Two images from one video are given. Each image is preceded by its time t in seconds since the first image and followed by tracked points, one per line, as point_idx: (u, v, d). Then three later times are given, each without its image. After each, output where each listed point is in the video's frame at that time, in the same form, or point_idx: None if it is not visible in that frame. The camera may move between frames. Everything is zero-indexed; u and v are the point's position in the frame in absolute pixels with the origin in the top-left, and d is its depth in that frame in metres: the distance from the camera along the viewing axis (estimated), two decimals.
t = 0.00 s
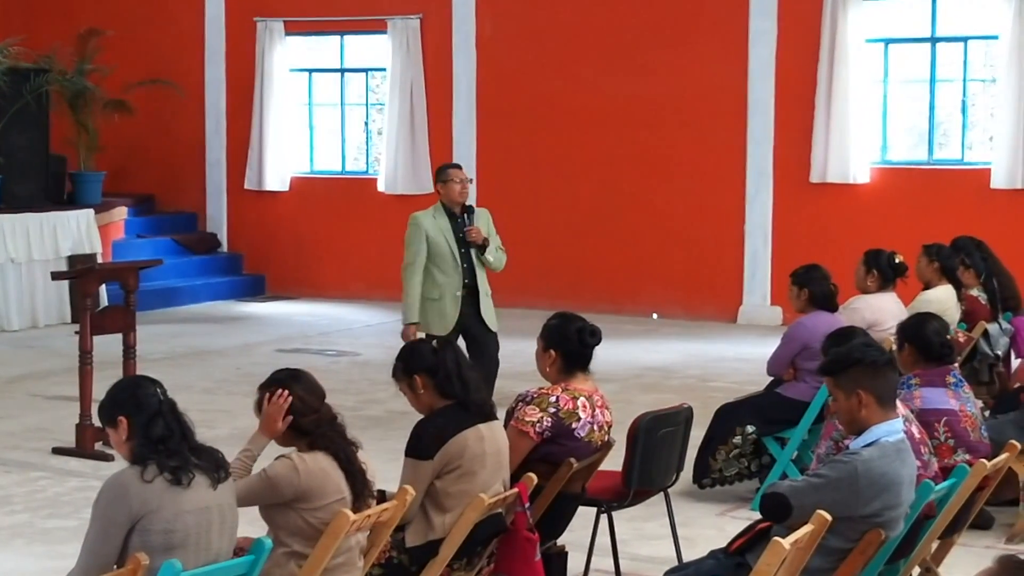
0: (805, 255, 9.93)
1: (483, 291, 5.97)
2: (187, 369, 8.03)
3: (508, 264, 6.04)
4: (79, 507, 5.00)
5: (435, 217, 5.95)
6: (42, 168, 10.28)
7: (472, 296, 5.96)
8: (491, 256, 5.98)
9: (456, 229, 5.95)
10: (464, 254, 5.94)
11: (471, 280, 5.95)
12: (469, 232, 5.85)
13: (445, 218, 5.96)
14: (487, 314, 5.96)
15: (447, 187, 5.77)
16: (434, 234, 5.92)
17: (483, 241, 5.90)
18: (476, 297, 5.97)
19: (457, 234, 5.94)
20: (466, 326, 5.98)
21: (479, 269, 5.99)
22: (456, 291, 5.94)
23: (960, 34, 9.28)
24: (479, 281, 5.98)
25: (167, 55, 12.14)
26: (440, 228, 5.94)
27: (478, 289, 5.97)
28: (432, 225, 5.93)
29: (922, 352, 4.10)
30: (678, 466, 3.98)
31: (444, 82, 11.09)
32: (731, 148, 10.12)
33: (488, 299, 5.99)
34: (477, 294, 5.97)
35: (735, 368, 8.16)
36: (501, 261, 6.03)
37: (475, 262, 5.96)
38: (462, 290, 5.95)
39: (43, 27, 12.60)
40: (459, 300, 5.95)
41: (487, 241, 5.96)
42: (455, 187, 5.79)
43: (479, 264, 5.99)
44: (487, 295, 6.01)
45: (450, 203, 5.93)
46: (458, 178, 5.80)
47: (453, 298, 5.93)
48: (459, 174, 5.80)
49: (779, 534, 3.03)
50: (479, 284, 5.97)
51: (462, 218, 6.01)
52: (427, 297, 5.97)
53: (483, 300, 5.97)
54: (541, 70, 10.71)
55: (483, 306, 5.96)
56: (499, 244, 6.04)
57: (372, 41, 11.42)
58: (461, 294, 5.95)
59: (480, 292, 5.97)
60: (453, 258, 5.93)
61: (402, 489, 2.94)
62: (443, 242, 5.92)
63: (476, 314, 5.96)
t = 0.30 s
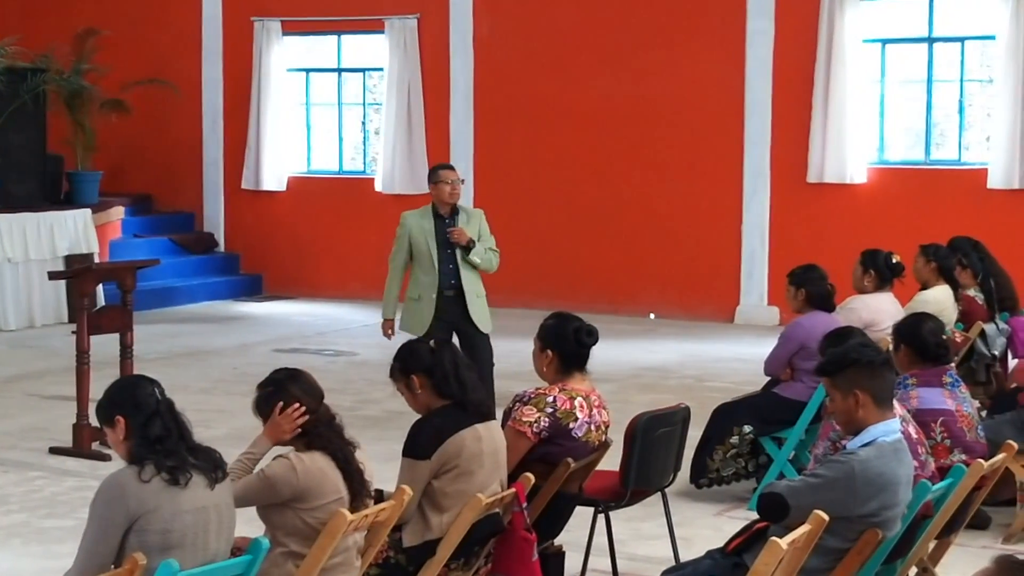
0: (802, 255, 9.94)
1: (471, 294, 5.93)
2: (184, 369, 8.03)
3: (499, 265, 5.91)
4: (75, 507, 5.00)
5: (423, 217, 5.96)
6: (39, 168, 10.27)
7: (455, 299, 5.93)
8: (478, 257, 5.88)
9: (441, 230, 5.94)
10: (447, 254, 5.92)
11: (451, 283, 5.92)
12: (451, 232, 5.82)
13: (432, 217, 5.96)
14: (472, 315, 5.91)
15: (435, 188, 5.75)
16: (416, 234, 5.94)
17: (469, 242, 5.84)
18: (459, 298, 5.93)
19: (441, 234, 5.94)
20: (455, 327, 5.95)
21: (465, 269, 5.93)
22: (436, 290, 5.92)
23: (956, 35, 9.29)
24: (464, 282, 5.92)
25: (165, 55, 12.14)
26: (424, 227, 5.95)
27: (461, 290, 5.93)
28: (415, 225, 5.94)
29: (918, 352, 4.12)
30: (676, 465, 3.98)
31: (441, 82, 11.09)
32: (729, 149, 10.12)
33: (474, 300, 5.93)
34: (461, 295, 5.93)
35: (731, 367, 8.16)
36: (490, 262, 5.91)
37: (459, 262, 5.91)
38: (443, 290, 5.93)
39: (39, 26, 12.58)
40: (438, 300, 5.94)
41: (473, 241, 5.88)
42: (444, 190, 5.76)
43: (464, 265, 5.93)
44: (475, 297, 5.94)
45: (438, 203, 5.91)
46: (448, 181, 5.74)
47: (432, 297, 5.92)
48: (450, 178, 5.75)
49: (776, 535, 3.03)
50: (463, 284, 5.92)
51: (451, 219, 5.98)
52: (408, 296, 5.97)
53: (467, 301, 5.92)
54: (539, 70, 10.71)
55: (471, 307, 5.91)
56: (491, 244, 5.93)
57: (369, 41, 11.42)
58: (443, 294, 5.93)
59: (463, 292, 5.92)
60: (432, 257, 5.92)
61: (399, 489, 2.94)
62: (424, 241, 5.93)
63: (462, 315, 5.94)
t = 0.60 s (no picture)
0: (799, 255, 9.94)
1: (460, 294, 5.92)
2: (180, 368, 8.02)
3: (492, 267, 5.90)
4: (71, 506, 5.00)
5: (419, 218, 5.95)
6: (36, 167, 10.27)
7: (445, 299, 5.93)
8: (469, 258, 5.88)
9: (435, 230, 5.93)
10: (439, 254, 5.91)
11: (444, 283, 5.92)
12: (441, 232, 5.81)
13: (427, 217, 5.95)
14: (461, 316, 5.92)
15: (428, 189, 5.74)
16: (412, 233, 5.93)
17: (459, 244, 5.82)
18: (450, 299, 5.92)
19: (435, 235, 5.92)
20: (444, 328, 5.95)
21: (456, 270, 5.93)
22: (427, 289, 5.93)
23: (954, 34, 9.29)
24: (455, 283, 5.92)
25: (161, 54, 12.14)
26: (420, 227, 5.94)
27: (452, 290, 5.92)
28: (411, 224, 5.94)
29: (914, 353, 4.12)
30: (673, 465, 3.98)
31: (438, 82, 11.08)
32: (726, 148, 10.12)
33: (464, 302, 5.92)
34: (451, 295, 5.92)
35: (727, 367, 8.16)
36: (482, 264, 5.91)
37: (450, 263, 5.91)
38: (435, 290, 5.93)
39: (34, 25, 12.57)
40: (430, 300, 5.94)
41: (464, 242, 5.86)
42: (437, 191, 5.74)
43: (456, 266, 5.93)
44: (465, 298, 5.94)
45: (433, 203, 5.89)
46: (441, 181, 5.73)
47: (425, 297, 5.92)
48: (443, 178, 5.74)
49: (773, 534, 3.03)
50: (454, 285, 5.92)
51: (446, 219, 5.97)
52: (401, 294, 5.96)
53: (457, 303, 5.92)
54: (536, 70, 10.71)
55: (460, 309, 5.92)
56: (484, 246, 5.92)
57: (366, 40, 11.42)
58: (435, 294, 5.93)
59: (454, 293, 5.91)
60: (426, 258, 5.91)
61: (396, 489, 2.95)
62: (419, 241, 5.91)
63: (451, 314, 5.94)
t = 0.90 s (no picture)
0: (799, 255, 9.93)
1: (460, 298, 5.94)
2: (179, 368, 8.02)
3: (493, 272, 5.91)
4: (70, 506, 5.00)
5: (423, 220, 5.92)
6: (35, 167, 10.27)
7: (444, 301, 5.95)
8: (471, 263, 5.90)
9: (438, 234, 5.91)
10: (440, 258, 5.90)
11: (443, 286, 5.93)
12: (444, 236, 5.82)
13: (430, 220, 5.93)
14: (458, 320, 5.94)
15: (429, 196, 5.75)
16: (415, 235, 5.92)
17: (462, 248, 5.85)
18: (448, 302, 5.95)
19: (437, 239, 5.90)
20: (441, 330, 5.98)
21: (456, 274, 5.93)
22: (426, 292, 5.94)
23: (953, 35, 9.30)
24: (456, 287, 5.93)
25: (161, 55, 12.14)
26: (423, 229, 5.92)
27: (450, 294, 5.94)
28: (414, 225, 5.92)
29: (913, 352, 4.10)
30: (673, 466, 3.98)
31: (438, 82, 11.08)
32: (726, 148, 10.13)
33: (463, 306, 5.95)
34: (450, 298, 5.94)
35: (727, 367, 8.17)
36: (484, 269, 5.93)
37: (451, 266, 5.91)
38: (434, 293, 5.94)
39: (34, 25, 12.56)
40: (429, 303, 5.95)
41: (467, 247, 5.89)
42: (437, 199, 5.74)
43: (457, 270, 5.93)
44: (464, 301, 5.96)
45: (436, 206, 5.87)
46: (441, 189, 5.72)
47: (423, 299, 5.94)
48: (444, 185, 5.72)
49: (773, 534, 3.03)
50: (452, 290, 5.93)
51: (448, 223, 5.95)
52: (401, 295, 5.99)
53: (455, 306, 5.94)
54: (536, 70, 10.71)
55: (459, 312, 5.94)
56: (486, 251, 5.92)
57: (366, 40, 11.42)
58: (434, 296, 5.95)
59: (452, 297, 5.93)
60: (428, 261, 5.90)
61: (396, 489, 2.96)
62: (422, 245, 5.90)
63: (448, 317, 5.95)
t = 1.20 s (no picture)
0: (801, 256, 9.93)
1: (462, 299, 5.91)
2: (181, 368, 8.03)
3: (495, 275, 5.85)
4: (73, 506, 5.00)
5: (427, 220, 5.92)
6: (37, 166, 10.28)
7: (446, 301, 5.93)
8: (474, 264, 5.84)
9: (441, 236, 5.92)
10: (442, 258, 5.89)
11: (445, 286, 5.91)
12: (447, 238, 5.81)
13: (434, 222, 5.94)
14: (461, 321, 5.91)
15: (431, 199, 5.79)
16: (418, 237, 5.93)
17: (465, 250, 5.83)
18: (450, 303, 5.93)
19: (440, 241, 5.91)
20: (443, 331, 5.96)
21: (458, 276, 5.90)
22: (428, 293, 5.95)
23: (955, 35, 9.29)
24: (457, 287, 5.90)
25: (164, 55, 12.14)
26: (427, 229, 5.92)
27: (452, 296, 5.92)
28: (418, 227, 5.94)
29: (915, 353, 4.12)
30: (675, 466, 3.98)
31: (439, 82, 11.08)
32: (727, 149, 10.13)
33: (464, 307, 5.91)
34: (451, 300, 5.92)
35: (729, 368, 8.17)
36: (487, 271, 5.87)
37: (454, 268, 5.89)
38: (435, 294, 5.94)
39: (36, 25, 12.56)
40: (430, 303, 5.96)
41: (469, 249, 5.84)
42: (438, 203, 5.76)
43: (459, 271, 5.90)
44: (466, 303, 5.92)
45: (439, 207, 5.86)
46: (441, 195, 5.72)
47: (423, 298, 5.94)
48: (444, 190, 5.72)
49: (775, 535, 3.03)
50: (454, 291, 5.90)
51: (451, 225, 5.96)
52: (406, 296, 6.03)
53: (457, 308, 5.92)
54: (537, 70, 10.71)
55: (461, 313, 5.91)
56: (487, 253, 5.86)
57: (368, 40, 11.42)
58: (435, 296, 5.94)
59: (454, 299, 5.90)
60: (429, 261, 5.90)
61: (398, 489, 2.97)
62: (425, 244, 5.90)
63: (451, 319, 5.95)
